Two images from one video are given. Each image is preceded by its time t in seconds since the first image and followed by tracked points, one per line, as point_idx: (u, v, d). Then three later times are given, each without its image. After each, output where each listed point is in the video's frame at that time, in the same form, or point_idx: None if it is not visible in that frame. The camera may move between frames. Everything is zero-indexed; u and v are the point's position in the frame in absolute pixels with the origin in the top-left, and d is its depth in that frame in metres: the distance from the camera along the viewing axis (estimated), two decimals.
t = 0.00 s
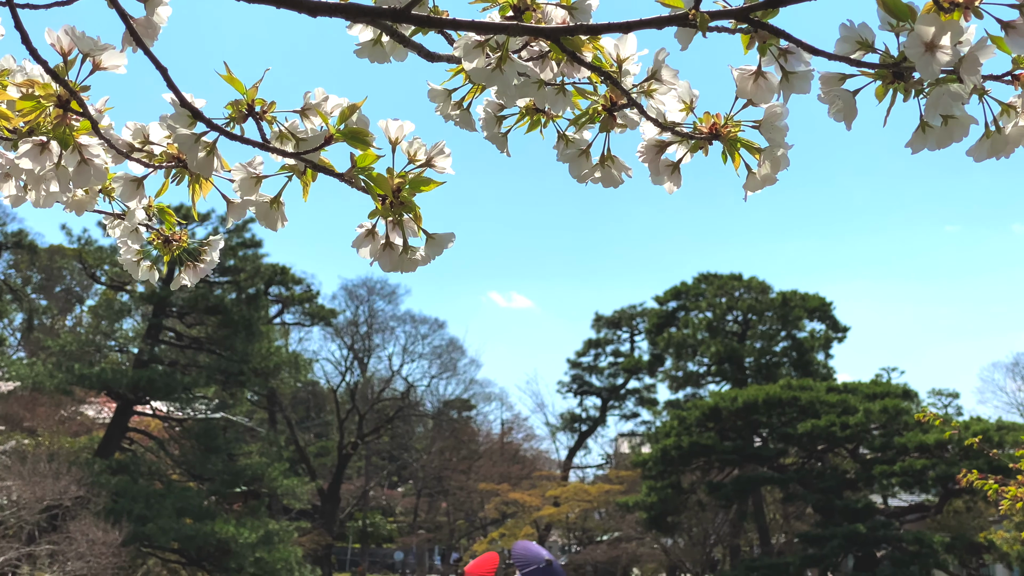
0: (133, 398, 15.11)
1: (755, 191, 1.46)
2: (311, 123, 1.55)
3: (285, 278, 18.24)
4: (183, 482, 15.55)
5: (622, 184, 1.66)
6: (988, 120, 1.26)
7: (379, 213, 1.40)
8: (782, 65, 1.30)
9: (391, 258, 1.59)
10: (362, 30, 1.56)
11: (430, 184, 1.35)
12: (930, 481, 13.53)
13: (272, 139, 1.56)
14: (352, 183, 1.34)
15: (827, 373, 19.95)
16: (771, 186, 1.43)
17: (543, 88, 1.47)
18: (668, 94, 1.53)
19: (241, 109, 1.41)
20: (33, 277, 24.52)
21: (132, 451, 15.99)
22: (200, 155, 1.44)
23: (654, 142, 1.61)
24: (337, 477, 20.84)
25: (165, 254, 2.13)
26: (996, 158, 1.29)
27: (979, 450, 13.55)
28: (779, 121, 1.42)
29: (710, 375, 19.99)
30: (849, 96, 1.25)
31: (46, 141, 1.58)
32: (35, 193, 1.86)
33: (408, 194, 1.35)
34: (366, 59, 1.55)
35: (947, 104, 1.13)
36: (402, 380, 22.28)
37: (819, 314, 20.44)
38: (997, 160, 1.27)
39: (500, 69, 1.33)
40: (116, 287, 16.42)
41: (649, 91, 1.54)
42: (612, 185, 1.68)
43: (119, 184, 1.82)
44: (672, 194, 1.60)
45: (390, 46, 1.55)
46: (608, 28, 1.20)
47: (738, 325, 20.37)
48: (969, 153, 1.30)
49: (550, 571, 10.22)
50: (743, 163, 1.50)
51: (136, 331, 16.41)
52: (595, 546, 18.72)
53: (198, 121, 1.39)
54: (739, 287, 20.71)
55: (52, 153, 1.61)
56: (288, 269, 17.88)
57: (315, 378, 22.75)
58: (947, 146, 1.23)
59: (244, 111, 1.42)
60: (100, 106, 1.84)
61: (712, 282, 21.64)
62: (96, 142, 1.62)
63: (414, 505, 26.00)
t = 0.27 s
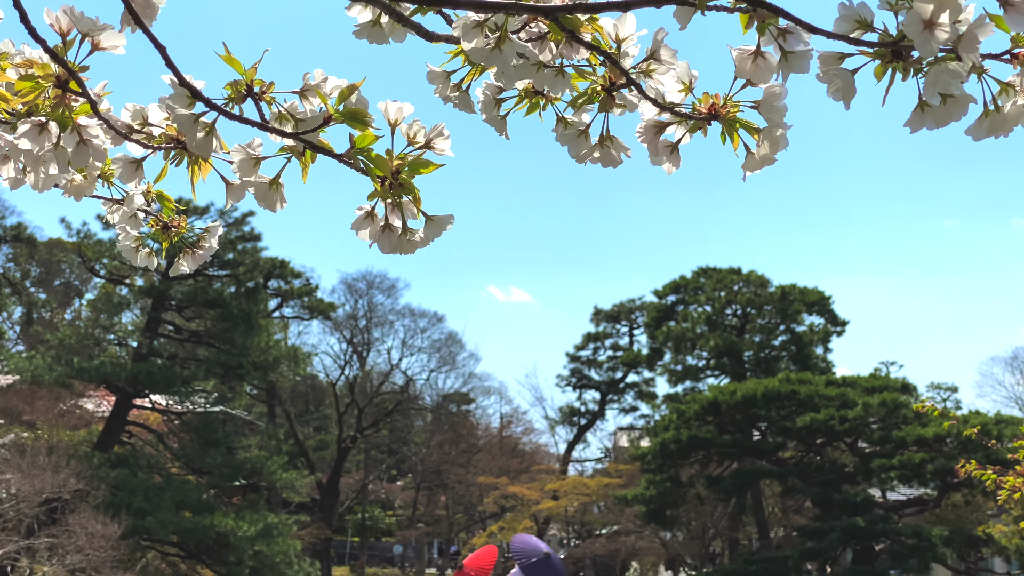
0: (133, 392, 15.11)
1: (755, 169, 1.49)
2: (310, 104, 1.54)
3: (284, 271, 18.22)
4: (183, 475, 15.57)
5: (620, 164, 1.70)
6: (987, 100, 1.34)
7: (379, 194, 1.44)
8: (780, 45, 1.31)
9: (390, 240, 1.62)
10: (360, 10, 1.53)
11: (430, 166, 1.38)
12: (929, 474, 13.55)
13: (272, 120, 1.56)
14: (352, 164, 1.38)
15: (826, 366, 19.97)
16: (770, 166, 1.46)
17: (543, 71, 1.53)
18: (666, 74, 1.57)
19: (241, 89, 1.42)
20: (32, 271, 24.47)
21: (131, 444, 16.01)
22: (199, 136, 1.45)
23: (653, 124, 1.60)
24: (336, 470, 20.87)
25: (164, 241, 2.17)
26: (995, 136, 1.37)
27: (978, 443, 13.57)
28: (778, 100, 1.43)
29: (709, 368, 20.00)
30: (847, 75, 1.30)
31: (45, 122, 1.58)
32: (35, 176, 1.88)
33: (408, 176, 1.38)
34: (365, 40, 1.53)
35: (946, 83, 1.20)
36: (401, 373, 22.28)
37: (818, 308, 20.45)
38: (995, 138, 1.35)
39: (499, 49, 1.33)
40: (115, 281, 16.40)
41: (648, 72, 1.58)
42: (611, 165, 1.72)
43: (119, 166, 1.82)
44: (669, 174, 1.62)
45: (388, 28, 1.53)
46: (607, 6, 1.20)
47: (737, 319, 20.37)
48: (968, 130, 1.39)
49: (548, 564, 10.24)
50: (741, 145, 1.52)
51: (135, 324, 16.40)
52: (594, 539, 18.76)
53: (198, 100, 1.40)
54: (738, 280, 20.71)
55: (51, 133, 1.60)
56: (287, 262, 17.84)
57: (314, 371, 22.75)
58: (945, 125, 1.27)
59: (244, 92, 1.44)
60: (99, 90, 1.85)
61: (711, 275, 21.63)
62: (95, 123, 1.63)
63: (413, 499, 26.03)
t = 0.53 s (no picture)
0: (132, 385, 15.11)
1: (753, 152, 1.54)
2: (308, 85, 1.54)
3: (284, 265, 18.20)
4: (182, 469, 15.59)
5: (618, 146, 1.72)
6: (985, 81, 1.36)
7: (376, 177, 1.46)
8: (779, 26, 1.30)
9: (388, 221, 1.64)
10: None
11: (427, 148, 1.43)
12: (927, 468, 13.57)
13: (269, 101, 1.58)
14: (350, 145, 1.41)
15: (825, 360, 20.00)
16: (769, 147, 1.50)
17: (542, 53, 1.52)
18: (664, 56, 1.55)
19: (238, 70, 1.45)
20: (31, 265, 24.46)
21: (130, 438, 16.02)
22: (197, 116, 1.47)
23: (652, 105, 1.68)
24: (336, 464, 20.91)
25: (162, 227, 2.20)
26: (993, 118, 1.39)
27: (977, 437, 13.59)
28: (776, 82, 1.46)
29: (708, 362, 20.02)
30: (845, 56, 1.32)
31: (42, 103, 1.58)
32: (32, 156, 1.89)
33: (404, 158, 1.43)
34: (364, 22, 1.52)
35: (944, 63, 1.21)
36: (400, 367, 22.29)
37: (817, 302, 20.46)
38: (995, 119, 1.37)
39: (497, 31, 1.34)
40: (114, 275, 16.39)
41: (646, 54, 1.55)
42: (608, 147, 1.73)
43: (116, 148, 1.82)
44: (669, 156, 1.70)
45: (387, 10, 1.52)
46: None
47: (736, 313, 20.36)
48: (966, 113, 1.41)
49: (547, 557, 10.27)
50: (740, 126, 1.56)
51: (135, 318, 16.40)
52: (592, 533, 18.80)
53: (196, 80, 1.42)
54: (737, 274, 20.70)
55: (48, 114, 1.61)
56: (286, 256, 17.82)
57: (314, 365, 22.77)
58: (944, 107, 1.29)
59: (242, 72, 1.47)
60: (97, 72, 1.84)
61: (710, 270, 21.63)
62: (91, 104, 1.63)
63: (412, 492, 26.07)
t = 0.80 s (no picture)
0: (132, 378, 15.12)
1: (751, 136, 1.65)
2: (306, 70, 1.57)
3: (283, 259, 18.18)
4: (182, 462, 15.60)
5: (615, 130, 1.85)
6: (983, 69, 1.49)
7: (374, 161, 1.54)
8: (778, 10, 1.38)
9: (386, 207, 1.70)
10: None
11: (424, 135, 1.52)
12: (925, 462, 13.59)
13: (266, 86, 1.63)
14: (347, 129, 1.48)
15: (824, 354, 20.02)
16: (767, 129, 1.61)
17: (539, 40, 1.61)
18: (662, 40, 1.67)
19: (236, 55, 1.50)
20: (31, 258, 24.46)
21: (130, 431, 16.03)
22: (195, 100, 1.55)
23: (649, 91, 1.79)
24: (335, 457, 20.92)
25: (163, 214, 2.33)
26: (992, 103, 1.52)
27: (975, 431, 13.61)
28: (774, 69, 1.56)
29: (707, 356, 20.04)
30: (843, 42, 1.42)
31: (40, 87, 1.65)
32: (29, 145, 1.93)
33: (404, 143, 1.52)
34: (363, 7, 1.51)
35: (940, 47, 1.35)
36: (400, 361, 22.29)
37: (816, 296, 20.50)
38: (991, 105, 1.50)
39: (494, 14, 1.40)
40: (113, 268, 16.39)
41: (645, 38, 1.67)
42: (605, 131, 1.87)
43: (115, 133, 1.91)
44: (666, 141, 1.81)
45: None
46: None
47: (735, 307, 20.36)
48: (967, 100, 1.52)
49: (546, 550, 10.28)
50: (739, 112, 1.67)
51: (134, 311, 16.41)
52: (591, 527, 18.82)
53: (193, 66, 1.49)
54: (737, 268, 20.70)
55: (45, 99, 1.67)
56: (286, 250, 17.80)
57: (313, 359, 22.78)
58: (941, 92, 1.40)
59: (239, 57, 1.51)
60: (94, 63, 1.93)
61: (710, 264, 21.63)
62: (89, 88, 1.71)
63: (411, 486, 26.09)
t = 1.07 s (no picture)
0: (132, 372, 15.13)
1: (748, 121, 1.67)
2: (305, 54, 1.57)
3: (283, 253, 18.18)
4: (182, 455, 15.63)
5: (611, 113, 2.02)
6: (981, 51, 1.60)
7: (373, 144, 1.63)
8: None
9: (385, 191, 1.79)
10: None
11: (423, 119, 1.61)
12: (924, 456, 13.62)
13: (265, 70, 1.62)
14: (346, 113, 1.52)
15: (822, 348, 20.06)
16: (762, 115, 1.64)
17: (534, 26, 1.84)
18: (659, 24, 1.76)
19: (234, 38, 1.50)
20: (31, 252, 24.47)
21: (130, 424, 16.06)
22: (194, 84, 1.57)
23: (647, 76, 1.85)
24: (335, 451, 20.96)
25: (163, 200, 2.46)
26: (988, 85, 1.63)
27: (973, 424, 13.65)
28: (771, 53, 1.62)
29: (706, 350, 20.08)
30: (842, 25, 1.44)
31: (38, 71, 1.70)
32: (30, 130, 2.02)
33: (402, 128, 1.61)
34: None
35: (939, 30, 1.41)
36: (399, 355, 22.33)
37: (815, 290, 20.52)
38: (989, 87, 1.61)
39: None
40: (113, 262, 16.38)
41: (642, 22, 1.77)
42: (603, 114, 2.03)
43: (113, 117, 1.93)
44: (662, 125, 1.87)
45: None
46: None
47: (734, 301, 20.39)
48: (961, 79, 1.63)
49: (545, 543, 10.31)
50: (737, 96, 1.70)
51: (135, 304, 16.43)
52: (590, 520, 18.87)
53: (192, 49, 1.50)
54: (736, 262, 20.72)
55: (43, 82, 1.72)
56: (286, 244, 17.80)
57: (313, 352, 22.81)
58: (937, 75, 1.45)
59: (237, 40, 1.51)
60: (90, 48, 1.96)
61: (709, 258, 21.65)
62: (87, 73, 1.75)
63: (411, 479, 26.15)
